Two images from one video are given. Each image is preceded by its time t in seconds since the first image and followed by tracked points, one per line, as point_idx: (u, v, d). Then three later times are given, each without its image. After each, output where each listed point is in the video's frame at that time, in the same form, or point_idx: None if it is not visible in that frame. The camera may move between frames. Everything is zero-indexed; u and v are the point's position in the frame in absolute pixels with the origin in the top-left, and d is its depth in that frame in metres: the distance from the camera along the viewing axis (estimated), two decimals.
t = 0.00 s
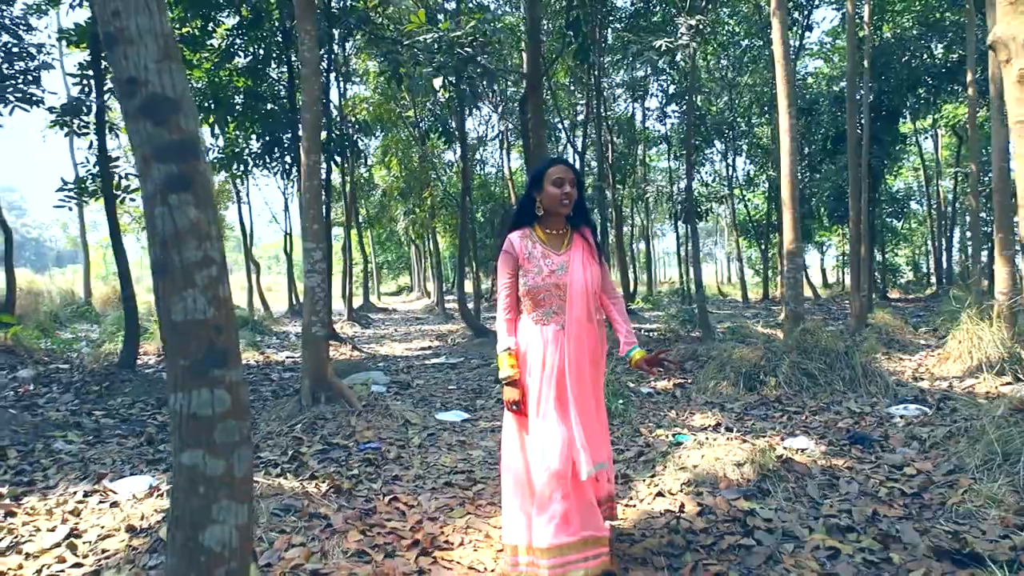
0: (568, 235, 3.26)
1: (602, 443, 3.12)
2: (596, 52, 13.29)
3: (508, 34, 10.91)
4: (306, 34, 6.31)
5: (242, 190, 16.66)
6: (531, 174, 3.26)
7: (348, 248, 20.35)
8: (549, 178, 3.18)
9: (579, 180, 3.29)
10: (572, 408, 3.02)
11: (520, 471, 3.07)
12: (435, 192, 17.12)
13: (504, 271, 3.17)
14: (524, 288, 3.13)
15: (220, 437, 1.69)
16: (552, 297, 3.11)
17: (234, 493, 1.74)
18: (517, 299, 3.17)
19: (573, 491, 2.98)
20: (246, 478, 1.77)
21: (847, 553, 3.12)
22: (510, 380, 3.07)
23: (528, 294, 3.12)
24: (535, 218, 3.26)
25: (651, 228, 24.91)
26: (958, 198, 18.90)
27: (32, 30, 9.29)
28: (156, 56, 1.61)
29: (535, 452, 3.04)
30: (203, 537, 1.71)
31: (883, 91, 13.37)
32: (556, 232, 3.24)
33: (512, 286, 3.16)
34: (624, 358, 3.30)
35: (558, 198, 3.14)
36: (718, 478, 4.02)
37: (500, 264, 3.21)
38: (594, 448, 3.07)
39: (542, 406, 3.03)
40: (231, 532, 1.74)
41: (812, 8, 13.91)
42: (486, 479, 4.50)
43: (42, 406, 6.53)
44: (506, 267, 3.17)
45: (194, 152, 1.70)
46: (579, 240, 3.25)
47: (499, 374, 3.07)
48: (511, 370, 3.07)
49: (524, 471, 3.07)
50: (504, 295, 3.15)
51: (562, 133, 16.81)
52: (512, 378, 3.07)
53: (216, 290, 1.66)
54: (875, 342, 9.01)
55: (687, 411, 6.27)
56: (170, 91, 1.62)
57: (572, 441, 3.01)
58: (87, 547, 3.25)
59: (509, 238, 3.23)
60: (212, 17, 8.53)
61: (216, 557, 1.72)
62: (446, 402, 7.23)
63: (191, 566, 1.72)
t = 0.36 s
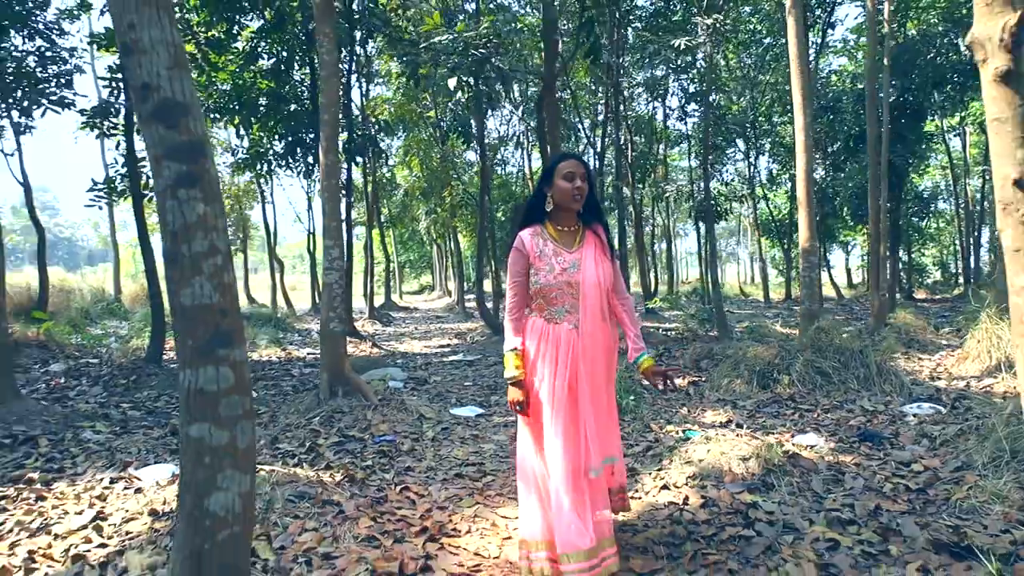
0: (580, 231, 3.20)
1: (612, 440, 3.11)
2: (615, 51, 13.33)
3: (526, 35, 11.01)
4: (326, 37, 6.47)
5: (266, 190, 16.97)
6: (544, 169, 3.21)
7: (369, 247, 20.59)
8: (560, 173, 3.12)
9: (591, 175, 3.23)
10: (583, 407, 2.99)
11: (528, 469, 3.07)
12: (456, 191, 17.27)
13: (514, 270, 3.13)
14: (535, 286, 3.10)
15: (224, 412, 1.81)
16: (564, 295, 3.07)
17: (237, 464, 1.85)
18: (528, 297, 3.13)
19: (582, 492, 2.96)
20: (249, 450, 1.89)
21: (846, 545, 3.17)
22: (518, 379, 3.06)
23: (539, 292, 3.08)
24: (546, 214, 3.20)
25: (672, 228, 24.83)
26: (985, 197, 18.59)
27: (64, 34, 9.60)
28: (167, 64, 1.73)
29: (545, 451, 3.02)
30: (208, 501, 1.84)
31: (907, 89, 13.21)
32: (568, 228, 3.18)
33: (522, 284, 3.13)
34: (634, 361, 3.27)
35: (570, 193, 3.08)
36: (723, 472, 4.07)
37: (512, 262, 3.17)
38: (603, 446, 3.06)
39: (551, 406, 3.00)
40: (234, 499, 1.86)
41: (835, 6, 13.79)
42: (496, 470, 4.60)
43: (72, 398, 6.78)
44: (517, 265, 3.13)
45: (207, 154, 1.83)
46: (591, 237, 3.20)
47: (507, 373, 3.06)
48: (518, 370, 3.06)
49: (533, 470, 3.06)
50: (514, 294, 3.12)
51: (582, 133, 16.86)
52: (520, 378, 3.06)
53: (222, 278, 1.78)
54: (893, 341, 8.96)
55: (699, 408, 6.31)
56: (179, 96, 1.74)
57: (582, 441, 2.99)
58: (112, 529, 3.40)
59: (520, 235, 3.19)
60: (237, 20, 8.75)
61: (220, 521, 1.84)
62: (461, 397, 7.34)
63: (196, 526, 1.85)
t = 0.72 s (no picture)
0: (591, 225, 3.19)
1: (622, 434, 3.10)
2: (633, 50, 13.36)
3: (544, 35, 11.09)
4: (344, 41, 6.64)
5: (289, 190, 17.26)
6: (554, 163, 3.20)
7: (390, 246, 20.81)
8: (570, 167, 3.11)
9: (602, 168, 3.21)
10: (593, 402, 2.99)
11: (537, 463, 3.07)
12: (475, 191, 17.40)
13: (526, 263, 3.12)
14: (546, 281, 3.09)
15: (237, 390, 1.90)
16: (576, 289, 3.06)
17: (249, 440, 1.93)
18: (539, 291, 3.12)
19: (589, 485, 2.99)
20: (261, 427, 1.97)
21: (846, 537, 3.22)
22: (527, 373, 3.03)
23: (551, 286, 3.08)
24: (556, 208, 3.19)
25: (692, 228, 24.77)
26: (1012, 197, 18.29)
27: (93, 39, 9.90)
28: (186, 74, 1.84)
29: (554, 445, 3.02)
30: (222, 470, 1.91)
31: (929, 87, 13.07)
32: (578, 222, 3.17)
33: (533, 278, 3.11)
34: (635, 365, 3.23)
35: (581, 187, 3.06)
36: (728, 466, 4.14)
37: (522, 256, 3.16)
38: (613, 443, 3.05)
39: (561, 400, 3.00)
40: (246, 469, 1.94)
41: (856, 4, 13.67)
42: (507, 463, 4.71)
43: (100, 391, 7.02)
44: (528, 258, 3.11)
45: (225, 157, 1.96)
46: (602, 231, 3.19)
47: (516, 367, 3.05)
48: (528, 364, 3.04)
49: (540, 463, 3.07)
50: (525, 287, 3.10)
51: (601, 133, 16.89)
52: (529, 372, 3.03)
53: (236, 269, 1.87)
54: (911, 341, 8.92)
55: (711, 405, 6.36)
56: (197, 102, 1.85)
57: (591, 437, 2.99)
58: (137, 513, 3.57)
59: (531, 229, 3.17)
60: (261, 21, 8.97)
61: (233, 491, 1.92)
62: (476, 394, 7.46)
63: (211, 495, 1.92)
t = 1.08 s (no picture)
0: (602, 219, 3.19)
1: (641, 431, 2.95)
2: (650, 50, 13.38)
3: (559, 36, 11.17)
4: (361, 44, 6.78)
5: (308, 191, 17.51)
6: (564, 158, 3.22)
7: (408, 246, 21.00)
8: (581, 161, 3.11)
9: (614, 162, 3.20)
10: (603, 394, 2.95)
11: (548, 458, 3.09)
12: (492, 191, 17.53)
13: (537, 257, 3.14)
14: (557, 275, 3.11)
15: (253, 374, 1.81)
16: (587, 283, 3.07)
17: (265, 421, 1.84)
18: (551, 286, 3.14)
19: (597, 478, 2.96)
20: (277, 409, 1.87)
21: (847, 529, 3.27)
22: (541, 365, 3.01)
23: (562, 280, 3.10)
24: (567, 203, 3.22)
25: (710, 228, 24.68)
26: None
27: (120, 43, 10.17)
28: (206, 80, 1.80)
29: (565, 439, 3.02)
30: (237, 450, 1.81)
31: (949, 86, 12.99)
32: (589, 216, 3.18)
33: (545, 271, 3.13)
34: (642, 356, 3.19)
35: (591, 180, 3.08)
36: (735, 460, 4.21)
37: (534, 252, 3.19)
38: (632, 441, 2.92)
39: (571, 391, 3.03)
40: (261, 449, 1.84)
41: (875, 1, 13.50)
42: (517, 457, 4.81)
43: (126, 386, 7.23)
44: (540, 252, 3.14)
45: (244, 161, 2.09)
46: (613, 224, 3.18)
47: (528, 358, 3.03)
48: (541, 355, 3.02)
49: (549, 453, 3.09)
50: (536, 282, 3.12)
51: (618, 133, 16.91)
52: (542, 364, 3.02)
53: (253, 263, 1.81)
54: (927, 341, 8.88)
55: (722, 403, 6.41)
56: (217, 107, 1.81)
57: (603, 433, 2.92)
58: (161, 500, 3.72)
59: (542, 224, 3.20)
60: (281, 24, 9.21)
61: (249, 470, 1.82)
62: (491, 391, 7.57)
63: (227, 479, 1.83)
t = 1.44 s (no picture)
0: (612, 214, 3.16)
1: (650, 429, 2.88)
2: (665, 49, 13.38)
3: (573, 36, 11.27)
4: (376, 46, 6.93)
5: (326, 191, 17.73)
6: (575, 151, 3.19)
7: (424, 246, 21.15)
8: (592, 154, 3.08)
9: (624, 156, 3.18)
10: (612, 389, 2.90)
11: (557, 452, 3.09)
12: (508, 191, 17.63)
13: (547, 252, 3.10)
14: (567, 270, 3.08)
15: (267, 358, 1.90)
16: (597, 278, 3.04)
17: (278, 401, 1.92)
18: (560, 282, 3.11)
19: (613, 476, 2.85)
20: (289, 390, 1.96)
21: (849, 520, 3.33)
22: (559, 359, 2.93)
23: (571, 276, 3.07)
24: (577, 197, 3.19)
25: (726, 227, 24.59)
26: None
27: (142, 46, 10.41)
28: (224, 83, 1.90)
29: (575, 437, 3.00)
30: (252, 428, 1.90)
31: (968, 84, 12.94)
32: (600, 211, 3.15)
33: (555, 266, 3.09)
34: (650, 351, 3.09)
35: (601, 173, 3.05)
36: (741, 453, 4.27)
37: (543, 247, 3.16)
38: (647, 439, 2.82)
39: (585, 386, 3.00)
40: (275, 429, 1.91)
41: None
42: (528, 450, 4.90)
43: (149, 381, 7.43)
44: (548, 247, 3.09)
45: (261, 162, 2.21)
46: (623, 219, 3.15)
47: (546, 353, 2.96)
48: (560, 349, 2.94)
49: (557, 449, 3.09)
50: (546, 278, 3.08)
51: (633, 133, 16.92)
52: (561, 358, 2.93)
53: (268, 253, 1.90)
54: (943, 339, 8.83)
55: (733, 399, 6.45)
56: (235, 108, 1.91)
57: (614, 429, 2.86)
58: (182, 488, 3.87)
59: (553, 217, 3.17)
60: (298, 26, 9.32)
61: (264, 447, 1.90)
62: (504, 387, 7.66)
63: (243, 456, 1.91)
